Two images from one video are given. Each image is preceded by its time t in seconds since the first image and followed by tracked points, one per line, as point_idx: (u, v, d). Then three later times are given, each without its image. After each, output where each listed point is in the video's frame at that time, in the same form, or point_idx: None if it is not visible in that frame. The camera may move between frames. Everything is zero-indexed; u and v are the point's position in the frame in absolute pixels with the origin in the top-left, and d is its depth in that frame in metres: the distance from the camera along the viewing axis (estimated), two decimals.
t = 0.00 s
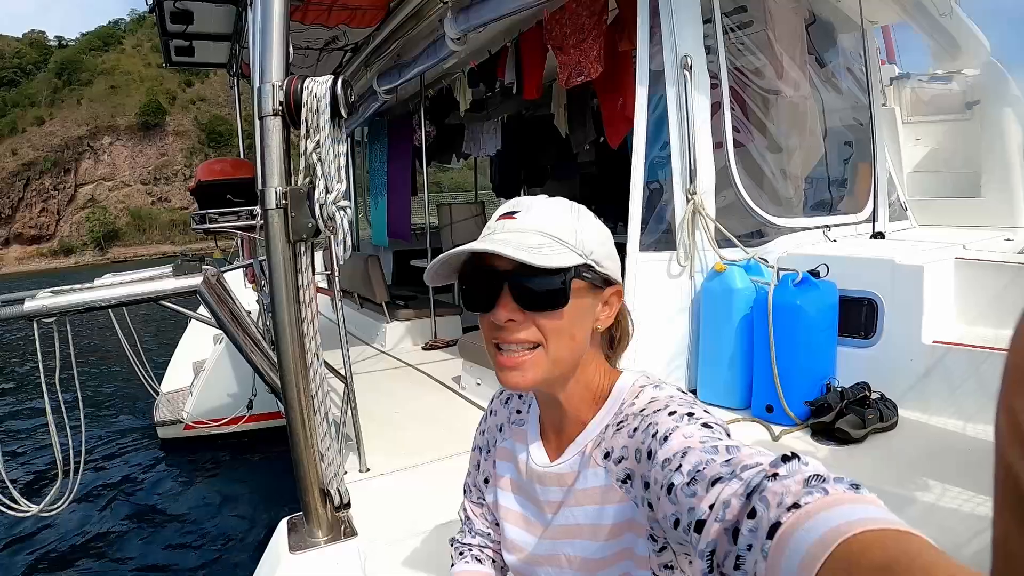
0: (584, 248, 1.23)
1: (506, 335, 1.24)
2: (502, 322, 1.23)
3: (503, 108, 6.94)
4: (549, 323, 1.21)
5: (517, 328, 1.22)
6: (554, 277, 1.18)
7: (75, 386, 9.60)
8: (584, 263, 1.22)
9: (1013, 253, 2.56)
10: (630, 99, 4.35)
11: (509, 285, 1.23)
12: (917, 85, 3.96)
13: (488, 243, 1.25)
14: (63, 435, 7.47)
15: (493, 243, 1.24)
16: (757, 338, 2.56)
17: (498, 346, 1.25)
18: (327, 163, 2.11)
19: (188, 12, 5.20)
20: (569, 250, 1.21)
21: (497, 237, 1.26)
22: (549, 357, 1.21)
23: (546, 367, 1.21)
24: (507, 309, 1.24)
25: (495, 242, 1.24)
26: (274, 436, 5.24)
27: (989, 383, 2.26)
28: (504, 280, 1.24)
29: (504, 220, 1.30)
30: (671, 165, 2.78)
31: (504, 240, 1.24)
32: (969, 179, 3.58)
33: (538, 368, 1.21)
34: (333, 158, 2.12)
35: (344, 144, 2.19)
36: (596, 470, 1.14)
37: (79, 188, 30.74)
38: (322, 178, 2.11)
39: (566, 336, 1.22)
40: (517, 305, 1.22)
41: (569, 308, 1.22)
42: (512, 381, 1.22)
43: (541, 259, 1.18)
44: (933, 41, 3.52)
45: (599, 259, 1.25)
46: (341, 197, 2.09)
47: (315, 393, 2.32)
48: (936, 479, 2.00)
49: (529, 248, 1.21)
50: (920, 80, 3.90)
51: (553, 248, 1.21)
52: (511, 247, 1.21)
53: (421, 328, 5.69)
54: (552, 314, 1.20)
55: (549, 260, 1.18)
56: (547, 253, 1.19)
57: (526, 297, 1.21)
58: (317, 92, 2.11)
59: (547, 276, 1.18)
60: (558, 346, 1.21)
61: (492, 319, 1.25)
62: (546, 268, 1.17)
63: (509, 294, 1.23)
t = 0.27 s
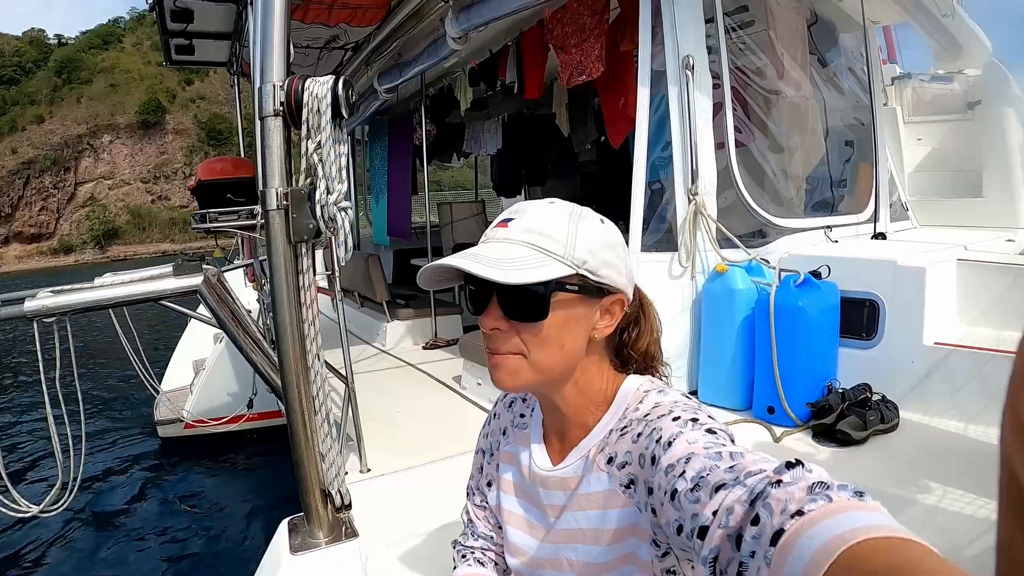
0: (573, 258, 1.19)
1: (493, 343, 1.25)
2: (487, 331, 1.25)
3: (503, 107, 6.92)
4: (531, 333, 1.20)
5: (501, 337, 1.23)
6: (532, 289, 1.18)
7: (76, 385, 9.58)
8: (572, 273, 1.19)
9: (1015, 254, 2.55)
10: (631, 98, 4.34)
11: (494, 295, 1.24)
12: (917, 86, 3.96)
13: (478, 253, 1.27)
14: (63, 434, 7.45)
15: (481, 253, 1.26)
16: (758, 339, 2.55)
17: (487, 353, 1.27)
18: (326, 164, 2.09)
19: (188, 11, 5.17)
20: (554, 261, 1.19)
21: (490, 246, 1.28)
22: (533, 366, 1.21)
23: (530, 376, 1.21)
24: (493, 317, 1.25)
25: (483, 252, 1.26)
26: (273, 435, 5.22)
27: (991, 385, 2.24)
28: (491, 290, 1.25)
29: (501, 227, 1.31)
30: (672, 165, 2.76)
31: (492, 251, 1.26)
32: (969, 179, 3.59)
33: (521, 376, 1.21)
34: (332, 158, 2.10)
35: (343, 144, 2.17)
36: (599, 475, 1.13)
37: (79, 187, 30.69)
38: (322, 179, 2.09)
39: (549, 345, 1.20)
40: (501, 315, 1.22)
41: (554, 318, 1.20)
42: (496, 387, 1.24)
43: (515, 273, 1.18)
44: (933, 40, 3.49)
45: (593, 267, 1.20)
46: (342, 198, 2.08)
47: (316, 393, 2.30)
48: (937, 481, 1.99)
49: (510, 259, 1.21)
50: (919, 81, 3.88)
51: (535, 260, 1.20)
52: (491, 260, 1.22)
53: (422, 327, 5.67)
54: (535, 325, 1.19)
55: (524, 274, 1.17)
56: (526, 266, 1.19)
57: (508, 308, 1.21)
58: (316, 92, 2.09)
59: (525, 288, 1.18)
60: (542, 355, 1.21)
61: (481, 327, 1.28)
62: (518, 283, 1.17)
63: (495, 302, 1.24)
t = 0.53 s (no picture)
0: (569, 255, 1.20)
1: (490, 341, 1.27)
2: (485, 329, 1.26)
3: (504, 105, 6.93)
4: (529, 331, 1.21)
5: (499, 335, 1.24)
6: (529, 286, 1.19)
7: (75, 383, 9.58)
8: (568, 270, 1.20)
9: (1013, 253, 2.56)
10: (631, 96, 4.34)
11: (491, 293, 1.25)
12: (917, 84, 3.91)
13: (474, 250, 1.28)
14: (63, 432, 7.47)
15: (476, 251, 1.27)
16: (757, 338, 2.55)
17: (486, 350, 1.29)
18: (326, 162, 2.10)
19: (188, 9, 5.17)
20: (549, 259, 1.20)
21: (485, 243, 1.29)
22: (531, 363, 1.22)
23: (528, 373, 1.22)
24: (490, 315, 1.26)
25: (479, 249, 1.27)
26: (273, 433, 5.24)
27: (988, 383, 2.25)
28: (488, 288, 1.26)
29: (496, 224, 1.31)
30: (671, 164, 2.77)
31: (488, 249, 1.26)
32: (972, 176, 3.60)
33: (520, 375, 1.22)
34: (331, 157, 2.12)
35: (342, 142, 2.18)
36: (595, 471, 1.13)
37: (78, 185, 30.65)
38: (321, 177, 2.10)
39: (547, 343, 1.21)
40: (498, 313, 1.23)
41: (550, 315, 1.21)
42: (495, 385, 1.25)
43: (511, 271, 1.18)
44: (933, 39, 3.50)
45: (587, 264, 1.21)
46: (340, 195, 2.09)
47: (315, 391, 2.30)
48: (936, 480, 1.99)
49: (506, 258, 1.22)
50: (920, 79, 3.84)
51: (530, 258, 1.21)
52: (487, 257, 1.23)
53: (422, 325, 5.68)
54: (532, 323, 1.21)
55: (520, 272, 1.18)
56: (522, 264, 1.20)
57: (505, 306, 1.22)
58: (316, 91, 2.09)
59: (522, 286, 1.19)
60: (539, 352, 1.22)
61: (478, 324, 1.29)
62: (515, 280, 1.18)
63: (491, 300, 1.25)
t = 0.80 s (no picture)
0: (561, 241, 1.20)
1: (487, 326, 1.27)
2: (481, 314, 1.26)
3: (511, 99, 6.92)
4: (522, 315, 1.21)
5: (494, 319, 1.24)
6: (520, 270, 1.19)
7: (85, 376, 9.64)
8: (560, 256, 1.20)
9: None
10: (639, 88, 4.32)
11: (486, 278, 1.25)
12: (927, 77, 3.84)
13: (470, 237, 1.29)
14: (74, 423, 7.54)
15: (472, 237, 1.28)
16: (764, 331, 2.54)
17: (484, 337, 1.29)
18: (333, 154, 2.10)
19: (196, 2, 5.17)
20: (543, 243, 1.20)
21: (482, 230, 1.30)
22: (527, 348, 1.22)
23: (524, 358, 1.22)
24: (486, 300, 1.26)
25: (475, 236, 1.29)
26: (281, 425, 5.27)
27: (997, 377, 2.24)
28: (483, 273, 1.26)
29: (495, 213, 1.32)
30: (678, 156, 2.76)
31: (485, 235, 1.27)
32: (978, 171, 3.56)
33: (517, 360, 1.23)
34: (338, 148, 2.12)
35: (349, 134, 2.18)
36: (598, 460, 1.13)
37: (87, 180, 30.81)
38: (328, 168, 2.10)
39: (542, 328, 1.21)
40: (493, 297, 1.24)
41: (545, 299, 1.21)
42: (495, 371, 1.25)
43: (504, 255, 1.19)
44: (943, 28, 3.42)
45: (582, 250, 1.20)
46: (348, 187, 2.09)
47: (322, 383, 2.31)
48: (943, 475, 1.99)
49: (500, 243, 1.22)
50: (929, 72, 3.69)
51: (523, 244, 1.21)
52: (483, 242, 1.24)
53: (430, 317, 5.69)
54: (525, 306, 1.20)
55: (512, 256, 1.19)
56: (515, 248, 1.20)
57: (499, 290, 1.22)
58: (323, 82, 2.09)
59: (514, 269, 1.19)
60: (535, 337, 1.22)
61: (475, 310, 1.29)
62: (507, 264, 1.18)
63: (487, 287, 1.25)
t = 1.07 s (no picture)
0: (578, 239, 1.22)
1: (500, 325, 1.26)
2: (495, 312, 1.26)
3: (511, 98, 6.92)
4: (540, 313, 1.22)
5: (510, 317, 1.24)
6: (541, 268, 1.20)
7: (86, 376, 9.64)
8: (577, 255, 1.22)
9: None
10: (638, 88, 4.33)
11: (501, 276, 1.25)
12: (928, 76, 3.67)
13: (484, 235, 1.28)
14: (75, 423, 7.55)
15: (486, 235, 1.28)
16: (763, 330, 2.55)
17: (494, 335, 1.29)
18: (333, 153, 2.11)
19: (196, 3, 5.18)
20: (561, 242, 1.21)
21: (493, 228, 1.30)
22: (542, 346, 1.23)
23: (538, 356, 1.23)
24: (500, 299, 1.26)
25: (488, 233, 1.28)
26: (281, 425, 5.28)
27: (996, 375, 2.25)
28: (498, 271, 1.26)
29: (502, 211, 1.32)
30: (677, 156, 2.77)
31: (499, 233, 1.27)
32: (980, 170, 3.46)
33: (530, 358, 1.23)
34: (338, 148, 2.13)
35: (350, 133, 2.19)
36: (596, 457, 1.14)
37: (87, 180, 30.77)
38: (328, 168, 2.11)
39: (558, 326, 1.22)
40: (508, 295, 1.24)
41: (562, 298, 1.23)
42: (506, 368, 1.25)
43: (527, 253, 1.19)
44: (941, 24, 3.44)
45: (596, 249, 1.23)
46: (347, 186, 2.09)
47: (322, 382, 2.32)
48: (941, 473, 2.00)
49: (519, 240, 1.22)
50: (930, 72, 3.65)
51: (541, 241, 1.21)
52: (500, 240, 1.23)
53: (430, 317, 5.70)
54: (543, 305, 1.22)
55: (535, 254, 1.19)
56: (535, 247, 1.20)
57: (516, 288, 1.23)
58: (323, 81, 2.10)
59: (535, 268, 1.20)
60: (551, 335, 1.23)
61: (487, 308, 1.29)
62: (528, 261, 1.18)
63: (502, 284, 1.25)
